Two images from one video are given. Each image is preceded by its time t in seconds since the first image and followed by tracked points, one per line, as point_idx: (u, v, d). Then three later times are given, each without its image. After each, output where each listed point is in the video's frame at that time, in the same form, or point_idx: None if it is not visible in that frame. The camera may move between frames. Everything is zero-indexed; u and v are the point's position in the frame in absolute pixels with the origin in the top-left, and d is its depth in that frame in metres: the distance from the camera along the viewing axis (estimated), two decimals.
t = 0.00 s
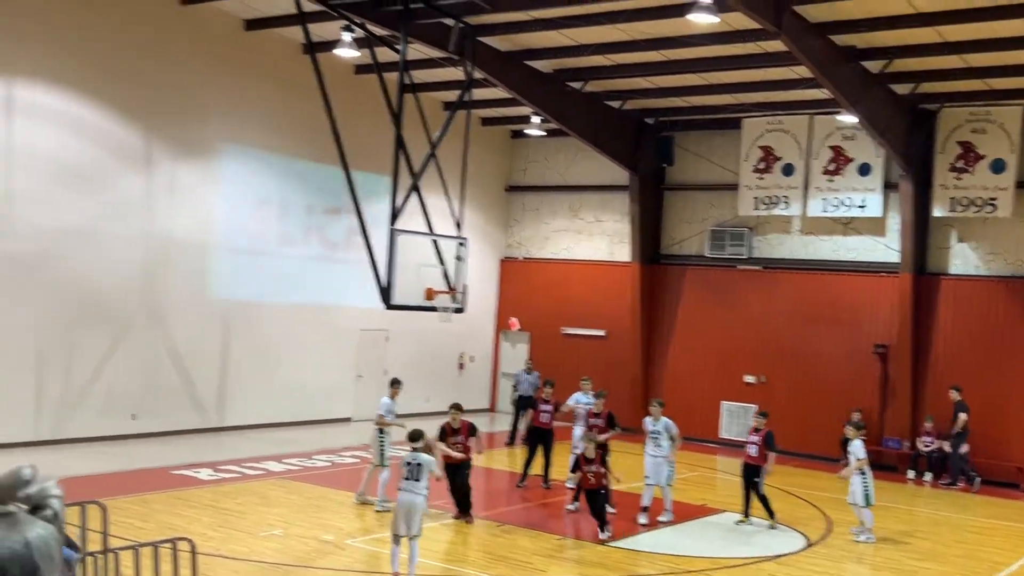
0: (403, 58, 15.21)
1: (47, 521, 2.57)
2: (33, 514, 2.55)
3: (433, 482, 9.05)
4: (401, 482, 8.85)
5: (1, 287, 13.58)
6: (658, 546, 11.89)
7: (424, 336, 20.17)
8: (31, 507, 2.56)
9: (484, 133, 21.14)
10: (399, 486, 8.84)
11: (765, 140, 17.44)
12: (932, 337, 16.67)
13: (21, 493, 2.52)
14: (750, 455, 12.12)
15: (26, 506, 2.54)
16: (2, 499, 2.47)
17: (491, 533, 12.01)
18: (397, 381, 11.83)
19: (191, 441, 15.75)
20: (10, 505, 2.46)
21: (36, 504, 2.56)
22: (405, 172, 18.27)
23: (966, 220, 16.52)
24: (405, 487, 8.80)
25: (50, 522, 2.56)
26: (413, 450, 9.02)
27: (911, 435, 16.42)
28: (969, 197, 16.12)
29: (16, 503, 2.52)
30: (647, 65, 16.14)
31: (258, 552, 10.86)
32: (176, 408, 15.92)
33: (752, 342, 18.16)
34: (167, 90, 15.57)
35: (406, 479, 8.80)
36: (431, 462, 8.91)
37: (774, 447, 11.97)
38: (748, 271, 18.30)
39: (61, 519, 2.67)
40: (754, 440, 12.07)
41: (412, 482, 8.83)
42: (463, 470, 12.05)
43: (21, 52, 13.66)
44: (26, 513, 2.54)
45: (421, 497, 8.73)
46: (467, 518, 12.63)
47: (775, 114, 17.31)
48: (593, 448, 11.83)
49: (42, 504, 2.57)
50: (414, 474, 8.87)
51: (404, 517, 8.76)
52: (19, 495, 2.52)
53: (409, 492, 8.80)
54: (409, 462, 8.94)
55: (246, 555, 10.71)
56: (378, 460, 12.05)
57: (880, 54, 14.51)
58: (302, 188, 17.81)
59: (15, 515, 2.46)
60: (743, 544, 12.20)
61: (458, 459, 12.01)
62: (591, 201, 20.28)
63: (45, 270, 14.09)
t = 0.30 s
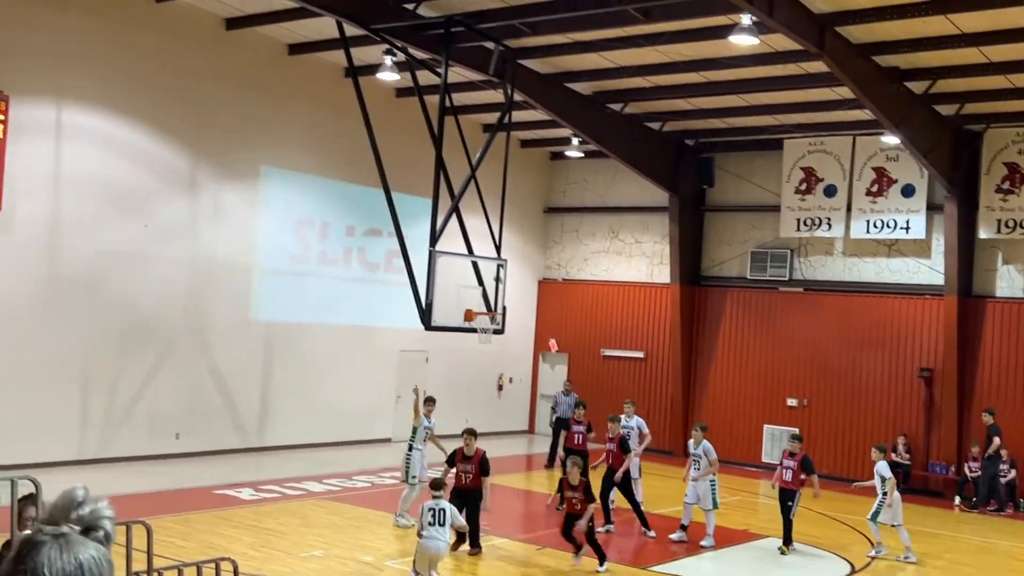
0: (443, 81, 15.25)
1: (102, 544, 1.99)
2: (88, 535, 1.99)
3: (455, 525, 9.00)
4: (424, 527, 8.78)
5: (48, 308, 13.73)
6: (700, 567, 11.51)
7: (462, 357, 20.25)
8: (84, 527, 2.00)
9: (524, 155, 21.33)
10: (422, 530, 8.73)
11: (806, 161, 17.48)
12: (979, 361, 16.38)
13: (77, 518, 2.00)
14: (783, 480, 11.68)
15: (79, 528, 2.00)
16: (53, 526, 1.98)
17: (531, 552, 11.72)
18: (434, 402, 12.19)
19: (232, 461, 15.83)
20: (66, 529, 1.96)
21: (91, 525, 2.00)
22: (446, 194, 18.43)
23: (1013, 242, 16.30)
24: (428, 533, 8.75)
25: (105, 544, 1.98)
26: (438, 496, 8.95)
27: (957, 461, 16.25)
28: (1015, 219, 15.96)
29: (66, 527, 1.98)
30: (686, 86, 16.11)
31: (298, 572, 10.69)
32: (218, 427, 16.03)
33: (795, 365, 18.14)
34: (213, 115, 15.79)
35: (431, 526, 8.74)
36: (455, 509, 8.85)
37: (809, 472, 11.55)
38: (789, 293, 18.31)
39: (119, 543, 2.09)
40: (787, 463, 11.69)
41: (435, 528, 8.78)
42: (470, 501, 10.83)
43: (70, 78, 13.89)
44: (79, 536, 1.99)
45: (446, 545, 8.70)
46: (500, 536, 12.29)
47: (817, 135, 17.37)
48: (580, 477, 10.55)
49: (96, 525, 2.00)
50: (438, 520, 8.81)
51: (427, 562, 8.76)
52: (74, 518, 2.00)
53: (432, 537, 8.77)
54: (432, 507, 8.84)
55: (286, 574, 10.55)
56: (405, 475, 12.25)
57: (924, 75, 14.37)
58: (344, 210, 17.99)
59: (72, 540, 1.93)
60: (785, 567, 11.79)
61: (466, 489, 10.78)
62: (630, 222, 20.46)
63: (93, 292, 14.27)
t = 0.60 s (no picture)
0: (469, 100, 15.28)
1: (128, 560, 2.38)
2: (115, 552, 2.36)
3: (479, 500, 8.82)
4: (448, 507, 8.60)
5: (77, 326, 13.82)
6: None
7: (487, 376, 20.31)
8: (111, 544, 2.38)
9: (550, 175, 21.53)
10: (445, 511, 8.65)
11: (834, 182, 17.51)
12: (1010, 383, 16.19)
13: (104, 534, 2.37)
14: (807, 503, 11.42)
15: (107, 543, 2.37)
16: (84, 541, 2.35)
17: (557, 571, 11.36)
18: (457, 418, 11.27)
19: (258, 478, 15.85)
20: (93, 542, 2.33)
21: (118, 542, 2.38)
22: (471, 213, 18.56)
23: None
24: (453, 512, 8.58)
25: (130, 560, 2.37)
26: (459, 474, 8.69)
27: (987, 484, 16.04)
28: None
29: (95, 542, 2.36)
30: (711, 106, 16.09)
31: None
32: (244, 445, 16.09)
33: (821, 386, 18.08)
34: (242, 135, 15.94)
35: (456, 505, 8.56)
36: (477, 484, 8.65)
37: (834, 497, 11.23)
38: (816, 313, 18.27)
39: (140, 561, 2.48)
40: (808, 487, 11.45)
41: (459, 506, 8.61)
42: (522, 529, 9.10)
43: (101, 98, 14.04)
44: (107, 552, 2.36)
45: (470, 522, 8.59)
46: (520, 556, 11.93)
47: (845, 156, 17.34)
48: (525, 470, 9.01)
49: (124, 542, 2.38)
50: (461, 497, 8.61)
51: (452, 539, 8.61)
52: (101, 535, 2.37)
53: (455, 516, 8.60)
54: (456, 486, 8.64)
55: None
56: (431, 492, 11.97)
57: (953, 95, 14.29)
58: (371, 227, 18.10)
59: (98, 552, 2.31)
60: None
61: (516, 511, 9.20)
62: (655, 241, 20.60)
63: (123, 310, 14.39)
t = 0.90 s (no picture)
0: (483, 115, 15.29)
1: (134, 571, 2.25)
2: (121, 561, 2.24)
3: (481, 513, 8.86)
4: (459, 522, 8.58)
5: (91, 338, 13.86)
6: None
7: (499, 390, 20.32)
8: (117, 554, 2.26)
9: (564, 190, 21.62)
10: (456, 524, 8.67)
11: (848, 199, 17.52)
12: None
13: (110, 543, 2.24)
14: (819, 521, 11.24)
15: (113, 553, 2.24)
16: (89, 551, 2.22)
17: None
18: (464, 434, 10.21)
19: (270, 491, 15.83)
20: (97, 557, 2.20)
21: (125, 551, 2.26)
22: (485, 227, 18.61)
23: None
24: (464, 525, 8.59)
25: (137, 572, 2.24)
26: (466, 486, 8.66)
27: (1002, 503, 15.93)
28: None
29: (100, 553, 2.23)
30: (725, 122, 16.11)
31: None
32: (256, 458, 16.09)
33: (835, 403, 18.01)
34: (259, 149, 16.02)
35: (468, 518, 8.58)
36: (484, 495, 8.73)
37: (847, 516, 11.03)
38: (830, 330, 18.22)
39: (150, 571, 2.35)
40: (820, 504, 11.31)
41: (469, 518, 8.65)
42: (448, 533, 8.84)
43: (117, 112, 14.12)
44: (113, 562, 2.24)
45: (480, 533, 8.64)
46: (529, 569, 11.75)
47: (859, 172, 17.37)
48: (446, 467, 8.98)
49: (131, 551, 2.26)
50: (471, 510, 8.64)
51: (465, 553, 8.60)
52: (107, 544, 2.24)
53: (467, 528, 8.62)
54: (465, 500, 8.64)
55: None
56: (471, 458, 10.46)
57: (969, 112, 14.25)
58: (385, 241, 18.17)
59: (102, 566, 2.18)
60: None
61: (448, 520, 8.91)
62: (669, 256, 20.64)
63: (137, 323, 14.43)
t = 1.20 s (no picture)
0: (488, 124, 15.29)
1: (125, 574, 2.52)
2: (111, 566, 2.51)
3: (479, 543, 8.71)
4: (455, 553, 8.44)
5: (96, 346, 13.87)
6: None
7: (503, 400, 20.33)
8: (108, 559, 2.52)
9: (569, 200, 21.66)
10: (451, 556, 8.50)
11: (854, 209, 17.56)
12: None
13: (99, 548, 2.50)
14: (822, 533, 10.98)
15: (102, 559, 2.51)
16: (79, 557, 2.50)
17: None
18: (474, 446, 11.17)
19: (273, 500, 15.81)
20: (86, 564, 2.47)
21: (115, 556, 2.52)
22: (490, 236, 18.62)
23: None
24: (460, 556, 8.44)
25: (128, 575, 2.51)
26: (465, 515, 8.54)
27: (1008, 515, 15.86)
28: None
29: (90, 558, 2.50)
30: (730, 132, 16.11)
31: None
32: (260, 467, 16.07)
33: (841, 414, 17.98)
34: (265, 159, 16.06)
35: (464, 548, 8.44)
36: (481, 524, 8.59)
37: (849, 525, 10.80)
38: (836, 340, 18.21)
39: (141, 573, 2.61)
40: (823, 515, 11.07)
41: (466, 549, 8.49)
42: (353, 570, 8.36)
43: (123, 121, 14.15)
44: (102, 566, 2.50)
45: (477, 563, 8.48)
46: None
47: (865, 183, 17.41)
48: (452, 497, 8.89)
49: (121, 556, 2.51)
50: (467, 540, 8.49)
51: None
52: (97, 550, 2.50)
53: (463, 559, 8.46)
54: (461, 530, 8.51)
55: None
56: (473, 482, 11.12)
57: (975, 123, 14.21)
58: (390, 250, 18.19)
59: (91, 572, 2.44)
60: None
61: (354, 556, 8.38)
62: (674, 266, 20.63)
63: (142, 331, 14.44)
